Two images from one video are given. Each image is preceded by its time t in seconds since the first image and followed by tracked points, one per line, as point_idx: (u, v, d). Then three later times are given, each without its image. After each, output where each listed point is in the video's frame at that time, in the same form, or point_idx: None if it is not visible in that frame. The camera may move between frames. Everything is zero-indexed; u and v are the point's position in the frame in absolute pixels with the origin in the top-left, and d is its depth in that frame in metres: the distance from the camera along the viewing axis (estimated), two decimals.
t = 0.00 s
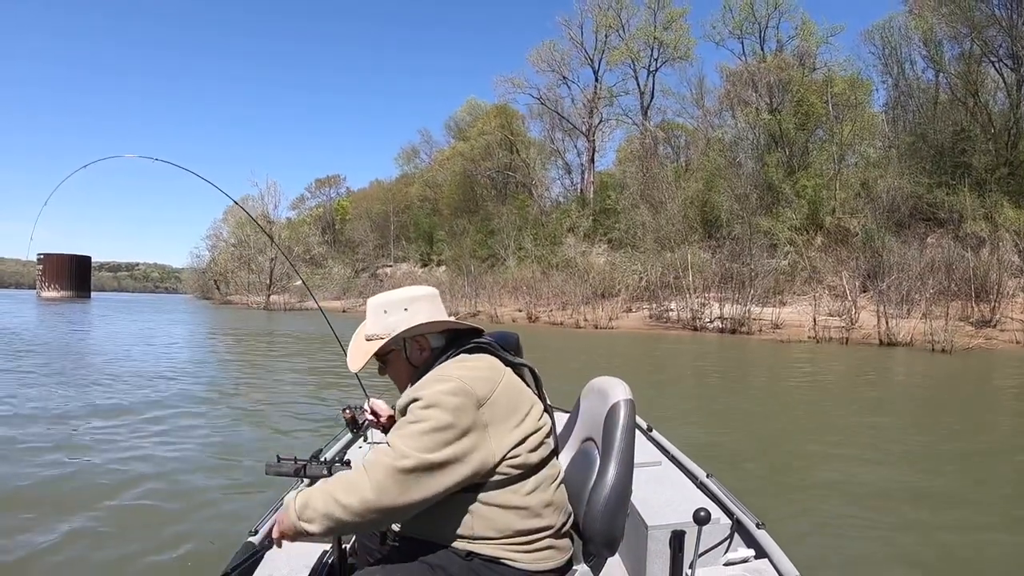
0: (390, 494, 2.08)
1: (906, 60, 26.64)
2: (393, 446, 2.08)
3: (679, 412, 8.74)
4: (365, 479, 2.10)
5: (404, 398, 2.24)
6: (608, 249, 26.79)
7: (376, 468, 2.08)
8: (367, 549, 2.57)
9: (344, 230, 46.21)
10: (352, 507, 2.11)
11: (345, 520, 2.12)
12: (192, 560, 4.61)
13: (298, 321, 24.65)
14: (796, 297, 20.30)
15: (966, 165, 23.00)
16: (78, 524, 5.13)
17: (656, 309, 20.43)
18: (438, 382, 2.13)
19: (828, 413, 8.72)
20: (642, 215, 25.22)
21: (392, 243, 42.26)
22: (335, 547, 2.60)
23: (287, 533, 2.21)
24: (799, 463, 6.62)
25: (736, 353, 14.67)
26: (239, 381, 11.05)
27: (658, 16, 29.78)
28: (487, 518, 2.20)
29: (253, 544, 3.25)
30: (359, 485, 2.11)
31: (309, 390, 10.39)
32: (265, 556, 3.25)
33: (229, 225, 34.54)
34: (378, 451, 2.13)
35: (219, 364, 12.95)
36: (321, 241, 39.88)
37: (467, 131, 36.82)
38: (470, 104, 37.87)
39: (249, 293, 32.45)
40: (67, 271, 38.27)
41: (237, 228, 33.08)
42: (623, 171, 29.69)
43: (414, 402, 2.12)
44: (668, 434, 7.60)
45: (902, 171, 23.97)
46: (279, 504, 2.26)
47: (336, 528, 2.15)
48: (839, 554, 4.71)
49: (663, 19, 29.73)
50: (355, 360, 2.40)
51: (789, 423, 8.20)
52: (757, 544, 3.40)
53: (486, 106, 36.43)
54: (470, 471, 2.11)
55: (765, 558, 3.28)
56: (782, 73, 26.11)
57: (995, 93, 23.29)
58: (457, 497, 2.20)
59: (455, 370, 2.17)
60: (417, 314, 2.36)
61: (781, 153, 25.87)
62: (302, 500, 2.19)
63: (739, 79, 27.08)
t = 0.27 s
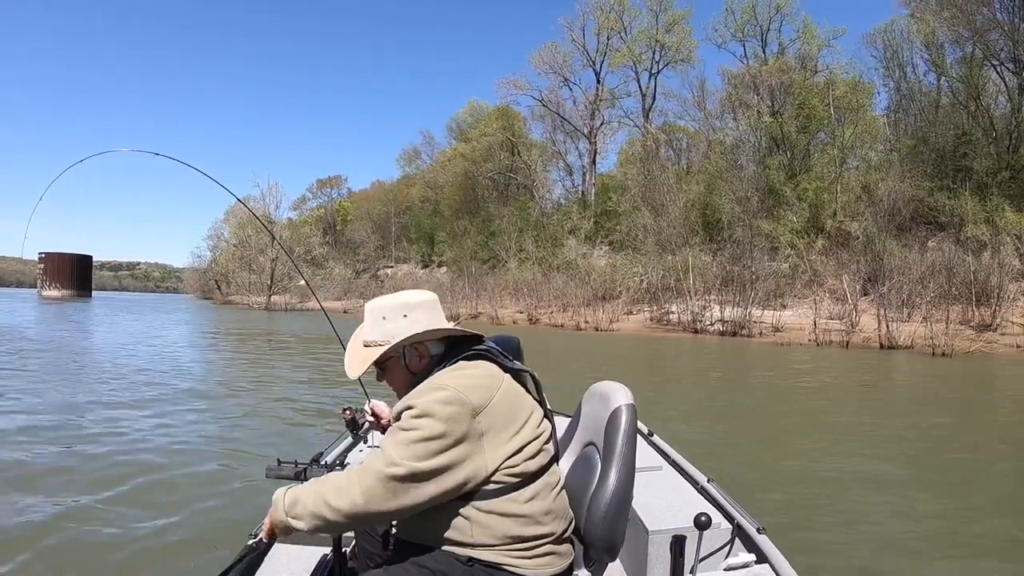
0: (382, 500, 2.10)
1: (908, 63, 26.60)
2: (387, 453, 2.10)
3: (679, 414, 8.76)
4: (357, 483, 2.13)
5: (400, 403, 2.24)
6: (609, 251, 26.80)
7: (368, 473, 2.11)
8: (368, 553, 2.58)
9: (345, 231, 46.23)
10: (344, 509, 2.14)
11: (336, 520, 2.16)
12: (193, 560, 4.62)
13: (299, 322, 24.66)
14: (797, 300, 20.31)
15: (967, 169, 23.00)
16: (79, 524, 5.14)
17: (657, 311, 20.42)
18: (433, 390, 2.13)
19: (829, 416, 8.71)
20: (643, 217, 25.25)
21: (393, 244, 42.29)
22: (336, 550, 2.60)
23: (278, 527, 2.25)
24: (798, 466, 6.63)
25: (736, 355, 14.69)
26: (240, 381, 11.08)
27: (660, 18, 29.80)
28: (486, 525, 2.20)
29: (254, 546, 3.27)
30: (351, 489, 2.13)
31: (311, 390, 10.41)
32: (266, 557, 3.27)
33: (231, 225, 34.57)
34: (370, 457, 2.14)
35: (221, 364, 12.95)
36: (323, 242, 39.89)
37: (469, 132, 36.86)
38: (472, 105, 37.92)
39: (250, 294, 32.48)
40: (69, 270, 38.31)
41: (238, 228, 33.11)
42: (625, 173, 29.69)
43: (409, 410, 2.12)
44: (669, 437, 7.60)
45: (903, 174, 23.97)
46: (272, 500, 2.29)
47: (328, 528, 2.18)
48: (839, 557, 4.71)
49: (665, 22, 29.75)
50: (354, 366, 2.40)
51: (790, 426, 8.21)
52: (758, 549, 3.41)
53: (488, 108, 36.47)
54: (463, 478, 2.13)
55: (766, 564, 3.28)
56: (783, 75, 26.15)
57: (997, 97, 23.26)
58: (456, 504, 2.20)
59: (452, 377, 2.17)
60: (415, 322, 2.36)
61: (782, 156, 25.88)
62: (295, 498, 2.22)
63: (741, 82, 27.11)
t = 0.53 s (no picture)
0: (379, 507, 2.11)
1: (909, 65, 26.61)
2: (383, 460, 2.10)
3: (679, 415, 8.76)
4: (354, 489, 2.14)
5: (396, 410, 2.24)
6: (610, 252, 26.80)
7: (365, 479, 2.11)
8: (367, 557, 2.58)
9: (346, 231, 46.24)
10: (341, 516, 2.14)
11: (333, 526, 2.16)
12: (193, 560, 4.62)
13: (300, 322, 24.66)
14: (797, 302, 20.31)
15: (968, 171, 23.01)
16: (80, 523, 5.14)
17: (657, 312, 20.42)
18: (431, 399, 2.12)
19: (828, 418, 8.71)
20: (644, 218, 25.25)
21: (394, 244, 42.31)
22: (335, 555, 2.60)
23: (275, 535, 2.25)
24: (798, 468, 6.63)
25: (736, 357, 14.69)
26: (241, 381, 11.09)
27: (661, 19, 29.80)
28: (484, 530, 2.20)
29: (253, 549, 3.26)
30: (348, 496, 2.14)
31: (311, 390, 10.42)
32: (266, 561, 3.26)
33: (231, 224, 34.59)
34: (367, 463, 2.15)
35: (221, 364, 12.96)
36: (323, 242, 39.91)
37: (469, 133, 36.87)
38: (473, 105, 37.93)
39: (251, 293, 32.49)
40: (69, 269, 38.31)
41: (239, 228, 33.13)
42: (626, 174, 29.67)
43: (405, 418, 2.12)
44: (670, 438, 7.58)
45: (904, 176, 23.97)
46: (270, 508, 2.29)
47: (325, 535, 2.19)
48: (840, 560, 4.70)
49: (666, 22, 29.75)
50: (352, 372, 2.40)
51: (790, 428, 8.21)
52: (759, 554, 3.41)
53: (488, 108, 36.48)
54: (460, 485, 2.13)
55: (766, 570, 3.29)
56: (784, 77, 26.16)
57: (998, 99, 23.20)
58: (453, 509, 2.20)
59: (449, 386, 2.16)
60: (414, 328, 2.36)
61: (783, 157, 25.89)
62: (293, 505, 2.22)
63: (741, 83, 27.12)
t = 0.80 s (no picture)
0: (371, 507, 2.13)
1: (909, 64, 26.60)
2: (374, 462, 2.12)
3: (679, 415, 8.78)
4: (347, 491, 2.17)
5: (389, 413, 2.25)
6: (610, 252, 26.80)
7: (357, 481, 2.14)
8: (366, 555, 2.59)
9: (347, 230, 46.23)
10: (335, 516, 2.17)
11: (328, 528, 2.19)
12: (193, 559, 4.63)
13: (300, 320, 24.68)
14: (796, 301, 20.32)
15: (968, 171, 23.02)
16: (81, 521, 5.15)
17: (657, 311, 20.42)
18: (422, 402, 2.13)
19: (827, 418, 8.73)
20: (644, 217, 25.26)
21: (394, 244, 42.32)
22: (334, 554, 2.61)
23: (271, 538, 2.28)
24: (797, 468, 6.65)
25: (736, 356, 14.70)
26: (241, 380, 11.10)
27: (661, 19, 29.77)
28: (480, 530, 2.20)
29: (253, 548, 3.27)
30: (342, 497, 2.17)
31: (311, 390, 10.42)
32: (266, 560, 3.27)
33: (232, 223, 34.60)
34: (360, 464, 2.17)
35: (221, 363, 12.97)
36: (323, 241, 39.89)
37: (470, 132, 36.86)
38: (473, 104, 37.92)
39: (251, 292, 32.51)
40: (69, 267, 38.32)
41: (239, 227, 33.15)
42: (626, 173, 29.65)
43: (397, 420, 2.14)
44: (670, 438, 7.59)
45: (904, 176, 23.97)
46: (266, 512, 2.32)
47: (321, 537, 2.22)
48: (839, 559, 4.71)
49: (667, 22, 29.73)
50: (349, 373, 2.41)
51: (789, 427, 8.22)
52: (758, 557, 3.41)
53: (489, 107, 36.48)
54: (452, 487, 2.15)
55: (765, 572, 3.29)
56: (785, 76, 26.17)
57: (998, 99, 23.13)
58: (449, 510, 2.20)
59: (440, 389, 2.16)
60: (411, 329, 2.36)
61: (783, 157, 25.89)
62: (288, 509, 2.25)
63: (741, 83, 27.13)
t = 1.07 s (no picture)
0: (370, 508, 2.15)
1: (909, 63, 26.56)
2: (371, 461, 2.14)
3: (679, 413, 8.78)
4: (346, 490, 2.19)
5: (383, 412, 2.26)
6: (609, 251, 26.81)
7: (356, 481, 2.15)
8: (366, 551, 2.60)
9: (347, 229, 46.22)
10: (336, 518, 2.19)
11: (329, 529, 2.20)
12: (194, 558, 4.63)
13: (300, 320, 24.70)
14: (796, 300, 20.33)
15: (968, 169, 23.02)
16: (82, 519, 5.15)
17: (657, 310, 20.42)
18: (417, 399, 2.14)
19: (826, 416, 8.74)
20: (643, 216, 25.27)
21: (394, 243, 42.35)
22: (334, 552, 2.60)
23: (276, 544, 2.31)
24: (798, 465, 6.65)
25: (736, 354, 14.73)
26: (242, 379, 11.12)
27: (661, 18, 29.75)
28: (478, 525, 2.21)
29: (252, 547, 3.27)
30: (341, 496, 2.19)
31: (312, 388, 10.44)
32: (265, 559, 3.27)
33: (232, 223, 34.65)
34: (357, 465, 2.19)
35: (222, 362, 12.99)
36: (323, 240, 39.88)
37: (469, 131, 36.83)
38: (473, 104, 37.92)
39: (251, 292, 32.53)
40: (70, 267, 38.35)
41: (240, 226, 33.19)
42: (626, 172, 29.65)
43: (392, 418, 2.15)
44: (670, 436, 7.60)
45: (903, 174, 23.95)
46: (271, 518, 2.35)
47: (322, 536, 2.23)
48: (838, 558, 4.71)
49: (667, 21, 29.71)
50: (347, 368, 2.42)
51: (789, 425, 8.22)
52: (758, 554, 3.42)
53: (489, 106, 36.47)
54: (448, 482, 2.15)
55: (766, 569, 3.29)
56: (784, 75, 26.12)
57: (997, 98, 23.26)
58: (446, 505, 2.21)
59: (435, 386, 2.18)
60: (407, 327, 2.36)
61: (783, 156, 25.91)
62: (291, 513, 2.27)
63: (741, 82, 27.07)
